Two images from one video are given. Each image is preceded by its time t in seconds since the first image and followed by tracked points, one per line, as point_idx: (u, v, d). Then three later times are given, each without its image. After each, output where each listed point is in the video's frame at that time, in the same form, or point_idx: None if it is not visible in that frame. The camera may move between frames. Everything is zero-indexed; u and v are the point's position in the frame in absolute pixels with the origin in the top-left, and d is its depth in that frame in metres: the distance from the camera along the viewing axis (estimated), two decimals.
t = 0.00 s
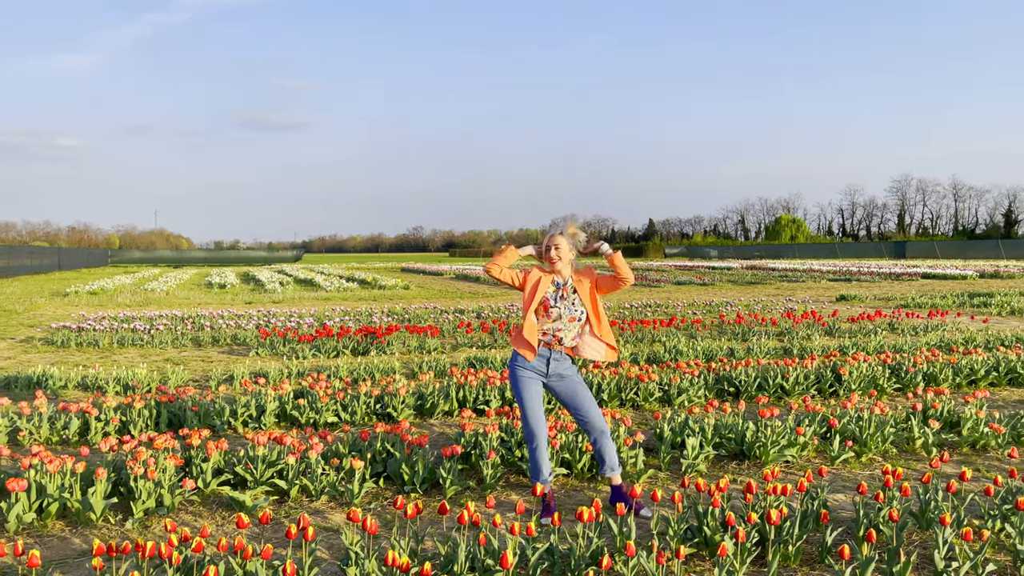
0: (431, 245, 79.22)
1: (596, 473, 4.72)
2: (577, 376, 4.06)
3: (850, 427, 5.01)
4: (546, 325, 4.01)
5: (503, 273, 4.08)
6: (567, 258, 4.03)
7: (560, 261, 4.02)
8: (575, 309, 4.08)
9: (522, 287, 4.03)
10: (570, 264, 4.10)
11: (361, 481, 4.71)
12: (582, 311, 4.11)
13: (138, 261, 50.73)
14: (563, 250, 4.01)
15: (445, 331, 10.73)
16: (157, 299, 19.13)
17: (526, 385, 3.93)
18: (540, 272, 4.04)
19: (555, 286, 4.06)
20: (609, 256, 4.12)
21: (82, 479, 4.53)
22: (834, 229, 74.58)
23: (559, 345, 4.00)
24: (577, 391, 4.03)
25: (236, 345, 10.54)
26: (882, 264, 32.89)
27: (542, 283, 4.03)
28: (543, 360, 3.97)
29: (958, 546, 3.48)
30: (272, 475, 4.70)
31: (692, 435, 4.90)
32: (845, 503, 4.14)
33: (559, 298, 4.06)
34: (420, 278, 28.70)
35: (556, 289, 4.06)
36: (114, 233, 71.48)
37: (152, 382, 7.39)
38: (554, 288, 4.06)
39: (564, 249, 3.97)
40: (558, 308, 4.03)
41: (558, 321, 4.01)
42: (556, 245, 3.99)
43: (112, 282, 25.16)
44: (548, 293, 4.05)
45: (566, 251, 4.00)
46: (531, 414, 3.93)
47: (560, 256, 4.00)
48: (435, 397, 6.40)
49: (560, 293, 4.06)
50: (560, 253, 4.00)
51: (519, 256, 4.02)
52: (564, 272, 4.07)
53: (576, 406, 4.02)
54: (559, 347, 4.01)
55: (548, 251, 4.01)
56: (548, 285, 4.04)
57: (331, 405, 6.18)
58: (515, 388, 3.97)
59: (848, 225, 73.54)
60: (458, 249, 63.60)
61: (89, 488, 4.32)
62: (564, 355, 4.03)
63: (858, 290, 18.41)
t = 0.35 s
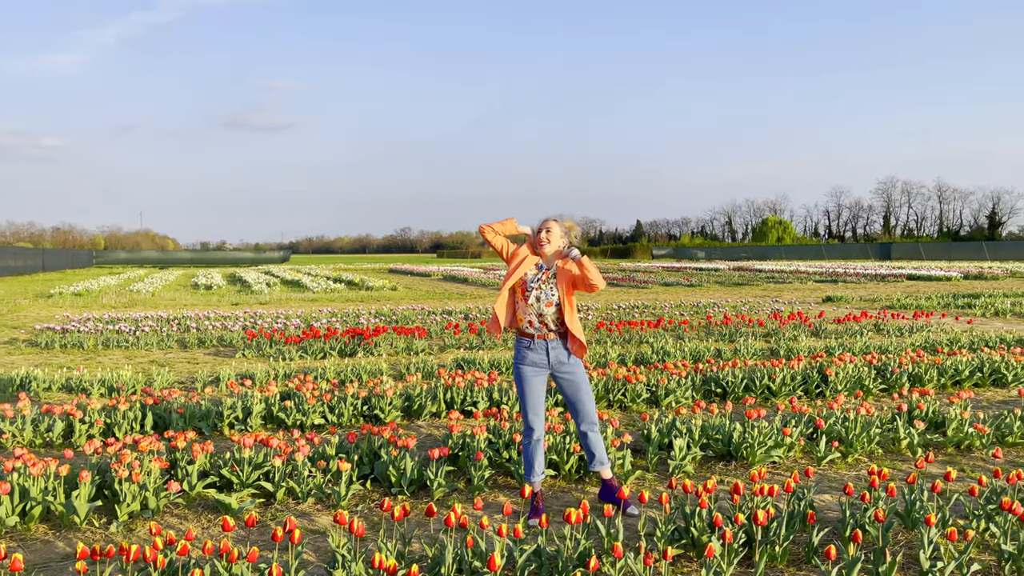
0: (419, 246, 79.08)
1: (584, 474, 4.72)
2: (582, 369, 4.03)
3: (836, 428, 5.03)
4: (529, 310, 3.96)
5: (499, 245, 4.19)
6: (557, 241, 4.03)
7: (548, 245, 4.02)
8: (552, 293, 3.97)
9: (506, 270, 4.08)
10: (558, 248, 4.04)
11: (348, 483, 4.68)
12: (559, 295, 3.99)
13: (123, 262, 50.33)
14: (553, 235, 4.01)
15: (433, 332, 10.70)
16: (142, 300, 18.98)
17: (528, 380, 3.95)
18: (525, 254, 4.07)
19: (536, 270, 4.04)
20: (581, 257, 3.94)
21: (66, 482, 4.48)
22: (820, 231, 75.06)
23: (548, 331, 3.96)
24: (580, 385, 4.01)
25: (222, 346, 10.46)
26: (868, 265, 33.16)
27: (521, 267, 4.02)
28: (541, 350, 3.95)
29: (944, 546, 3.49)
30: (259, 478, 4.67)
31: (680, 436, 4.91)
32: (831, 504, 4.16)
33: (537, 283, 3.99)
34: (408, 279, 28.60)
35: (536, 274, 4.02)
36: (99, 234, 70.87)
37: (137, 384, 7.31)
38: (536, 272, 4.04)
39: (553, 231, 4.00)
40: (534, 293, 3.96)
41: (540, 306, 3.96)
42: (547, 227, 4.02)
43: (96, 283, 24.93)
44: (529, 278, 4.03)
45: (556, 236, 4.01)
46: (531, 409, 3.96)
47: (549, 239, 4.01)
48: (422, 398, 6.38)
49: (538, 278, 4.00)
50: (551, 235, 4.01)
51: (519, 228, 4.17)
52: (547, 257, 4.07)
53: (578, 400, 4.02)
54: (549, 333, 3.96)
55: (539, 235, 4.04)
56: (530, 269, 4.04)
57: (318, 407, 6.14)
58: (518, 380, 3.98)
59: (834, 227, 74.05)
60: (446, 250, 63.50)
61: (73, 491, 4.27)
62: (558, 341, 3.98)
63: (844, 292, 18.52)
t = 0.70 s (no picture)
0: (410, 247, 78.94)
1: (574, 475, 4.71)
2: (565, 375, 4.03)
3: (825, 428, 5.05)
4: (524, 318, 3.98)
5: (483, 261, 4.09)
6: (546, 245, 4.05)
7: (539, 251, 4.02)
8: (550, 299, 4.04)
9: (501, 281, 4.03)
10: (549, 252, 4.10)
11: (337, 485, 4.65)
12: (557, 300, 4.07)
13: (111, 262, 49.99)
14: (544, 240, 4.04)
15: (424, 333, 10.67)
16: (130, 301, 18.86)
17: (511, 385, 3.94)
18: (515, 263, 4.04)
19: (530, 277, 4.04)
20: (575, 247, 4.14)
21: (53, 484, 4.44)
22: (809, 232, 75.43)
23: (540, 338, 3.97)
24: (563, 391, 4.01)
25: (212, 347, 10.41)
26: (856, 266, 33.36)
27: (516, 276, 4.01)
28: (527, 355, 3.95)
29: (932, 546, 3.51)
30: (248, 480, 4.64)
31: (670, 436, 4.92)
32: (821, 504, 4.18)
33: (534, 291, 4.03)
34: (399, 279, 28.54)
35: (531, 281, 4.03)
36: (87, 234, 70.36)
37: (125, 385, 7.26)
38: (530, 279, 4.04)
39: (542, 237, 4.01)
40: (532, 301, 4.00)
41: (538, 313, 4.00)
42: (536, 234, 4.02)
43: (84, 283, 24.75)
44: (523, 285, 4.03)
45: (547, 241, 4.05)
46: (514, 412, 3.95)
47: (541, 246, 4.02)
48: (413, 399, 6.36)
49: (535, 285, 4.03)
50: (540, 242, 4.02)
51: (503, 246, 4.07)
52: (539, 264, 4.06)
53: (561, 406, 4.01)
54: (540, 340, 3.98)
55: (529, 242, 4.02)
56: (523, 277, 4.02)
57: (308, 408, 6.12)
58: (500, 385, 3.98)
59: (823, 228, 74.45)
60: (437, 251, 63.41)
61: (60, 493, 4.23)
62: (547, 348, 4.00)
63: (833, 293, 18.61)
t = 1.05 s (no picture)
0: (402, 248, 78.83)
1: (567, 475, 4.71)
2: (558, 384, 4.03)
3: (817, 428, 5.06)
4: (523, 321, 3.97)
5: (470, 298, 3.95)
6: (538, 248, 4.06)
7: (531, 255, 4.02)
8: (546, 301, 4.04)
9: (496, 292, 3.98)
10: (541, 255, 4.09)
11: (329, 486, 4.63)
12: (551, 300, 4.08)
13: (102, 262, 49.71)
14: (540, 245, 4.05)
15: (416, 333, 10.65)
16: (121, 301, 18.77)
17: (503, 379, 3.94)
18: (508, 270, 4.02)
19: (522, 281, 4.03)
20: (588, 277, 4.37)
21: (43, 486, 4.40)
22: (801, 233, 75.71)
23: (541, 340, 3.98)
24: (552, 398, 3.98)
25: (203, 348, 10.36)
26: (847, 266, 33.51)
27: (510, 281, 3.99)
28: (527, 357, 3.94)
29: (923, 546, 3.53)
30: (239, 481, 4.61)
31: (663, 437, 4.92)
32: (812, 504, 4.19)
33: (528, 293, 4.03)
34: (391, 280, 28.46)
35: (523, 284, 4.03)
36: (77, 234, 69.96)
37: (115, 386, 7.21)
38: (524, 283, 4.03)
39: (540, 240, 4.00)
40: (528, 304, 4.00)
41: (538, 315, 4.00)
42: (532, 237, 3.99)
43: (74, 284, 24.60)
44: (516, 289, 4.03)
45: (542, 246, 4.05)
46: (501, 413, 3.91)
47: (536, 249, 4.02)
48: (405, 400, 6.34)
49: (528, 288, 4.04)
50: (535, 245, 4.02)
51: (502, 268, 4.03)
52: (529, 267, 4.07)
53: (545, 412, 3.97)
54: (541, 342, 3.98)
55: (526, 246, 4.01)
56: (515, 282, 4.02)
57: (299, 409, 6.09)
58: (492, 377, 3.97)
59: (814, 229, 74.76)
60: (429, 252, 63.30)
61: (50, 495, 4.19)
62: (546, 350, 4.00)
63: (824, 294, 18.69)
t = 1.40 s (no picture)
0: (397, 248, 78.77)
1: (561, 475, 4.70)
2: (556, 382, 4.05)
3: (811, 428, 5.08)
4: (518, 328, 3.96)
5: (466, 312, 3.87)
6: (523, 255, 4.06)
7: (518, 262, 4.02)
8: (534, 304, 4.03)
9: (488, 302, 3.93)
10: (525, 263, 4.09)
11: (323, 487, 4.62)
12: (539, 303, 4.07)
13: (95, 262, 49.51)
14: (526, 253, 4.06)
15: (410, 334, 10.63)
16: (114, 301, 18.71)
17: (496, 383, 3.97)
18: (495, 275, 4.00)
19: (510, 287, 4.01)
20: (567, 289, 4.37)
21: (35, 487, 4.38)
22: (795, 233, 75.92)
23: (536, 344, 3.98)
24: (548, 397, 4.01)
25: (197, 348, 10.33)
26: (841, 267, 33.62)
27: (499, 287, 3.96)
28: (526, 363, 3.95)
29: (916, 545, 3.54)
30: (233, 482, 4.60)
31: (657, 437, 4.93)
32: (806, 504, 4.20)
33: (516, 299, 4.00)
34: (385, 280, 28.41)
35: (511, 289, 4.00)
36: (70, 234, 69.65)
37: (109, 386, 7.18)
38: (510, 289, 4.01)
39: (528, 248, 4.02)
40: (519, 310, 3.98)
41: (530, 320, 3.99)
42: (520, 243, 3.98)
43: (67, 284, 24.49)
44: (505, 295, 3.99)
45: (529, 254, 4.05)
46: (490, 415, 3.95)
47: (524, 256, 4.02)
48: (400, 401, 6.33)
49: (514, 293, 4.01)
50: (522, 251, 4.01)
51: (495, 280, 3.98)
52: (514, 273, 4.05)
53: (540, 411, 4.00)
54: (537, 346, 3.99)
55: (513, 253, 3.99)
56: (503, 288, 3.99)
57: (293, 409, 6.07)
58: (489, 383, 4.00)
59: (808, 229, 74.96)
60: (424, 252, 63.24)
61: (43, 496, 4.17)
62: (543, 352, 4.02)
63: (818, 294, 18.74)
